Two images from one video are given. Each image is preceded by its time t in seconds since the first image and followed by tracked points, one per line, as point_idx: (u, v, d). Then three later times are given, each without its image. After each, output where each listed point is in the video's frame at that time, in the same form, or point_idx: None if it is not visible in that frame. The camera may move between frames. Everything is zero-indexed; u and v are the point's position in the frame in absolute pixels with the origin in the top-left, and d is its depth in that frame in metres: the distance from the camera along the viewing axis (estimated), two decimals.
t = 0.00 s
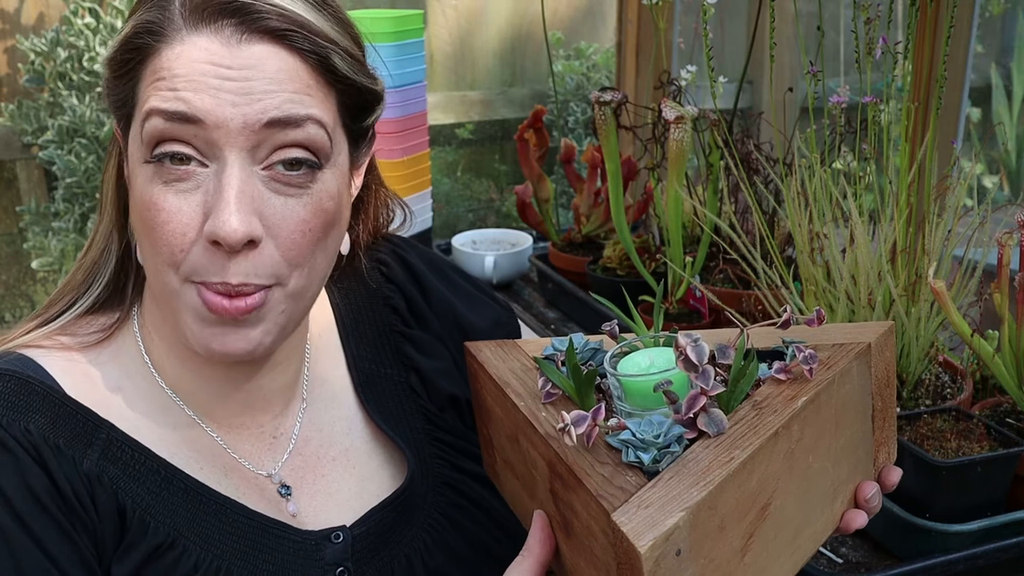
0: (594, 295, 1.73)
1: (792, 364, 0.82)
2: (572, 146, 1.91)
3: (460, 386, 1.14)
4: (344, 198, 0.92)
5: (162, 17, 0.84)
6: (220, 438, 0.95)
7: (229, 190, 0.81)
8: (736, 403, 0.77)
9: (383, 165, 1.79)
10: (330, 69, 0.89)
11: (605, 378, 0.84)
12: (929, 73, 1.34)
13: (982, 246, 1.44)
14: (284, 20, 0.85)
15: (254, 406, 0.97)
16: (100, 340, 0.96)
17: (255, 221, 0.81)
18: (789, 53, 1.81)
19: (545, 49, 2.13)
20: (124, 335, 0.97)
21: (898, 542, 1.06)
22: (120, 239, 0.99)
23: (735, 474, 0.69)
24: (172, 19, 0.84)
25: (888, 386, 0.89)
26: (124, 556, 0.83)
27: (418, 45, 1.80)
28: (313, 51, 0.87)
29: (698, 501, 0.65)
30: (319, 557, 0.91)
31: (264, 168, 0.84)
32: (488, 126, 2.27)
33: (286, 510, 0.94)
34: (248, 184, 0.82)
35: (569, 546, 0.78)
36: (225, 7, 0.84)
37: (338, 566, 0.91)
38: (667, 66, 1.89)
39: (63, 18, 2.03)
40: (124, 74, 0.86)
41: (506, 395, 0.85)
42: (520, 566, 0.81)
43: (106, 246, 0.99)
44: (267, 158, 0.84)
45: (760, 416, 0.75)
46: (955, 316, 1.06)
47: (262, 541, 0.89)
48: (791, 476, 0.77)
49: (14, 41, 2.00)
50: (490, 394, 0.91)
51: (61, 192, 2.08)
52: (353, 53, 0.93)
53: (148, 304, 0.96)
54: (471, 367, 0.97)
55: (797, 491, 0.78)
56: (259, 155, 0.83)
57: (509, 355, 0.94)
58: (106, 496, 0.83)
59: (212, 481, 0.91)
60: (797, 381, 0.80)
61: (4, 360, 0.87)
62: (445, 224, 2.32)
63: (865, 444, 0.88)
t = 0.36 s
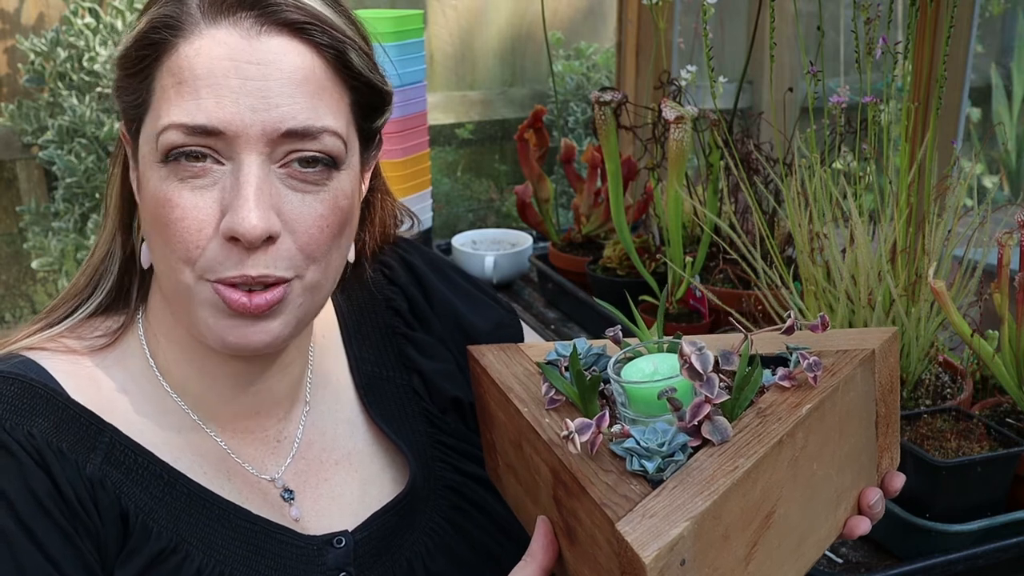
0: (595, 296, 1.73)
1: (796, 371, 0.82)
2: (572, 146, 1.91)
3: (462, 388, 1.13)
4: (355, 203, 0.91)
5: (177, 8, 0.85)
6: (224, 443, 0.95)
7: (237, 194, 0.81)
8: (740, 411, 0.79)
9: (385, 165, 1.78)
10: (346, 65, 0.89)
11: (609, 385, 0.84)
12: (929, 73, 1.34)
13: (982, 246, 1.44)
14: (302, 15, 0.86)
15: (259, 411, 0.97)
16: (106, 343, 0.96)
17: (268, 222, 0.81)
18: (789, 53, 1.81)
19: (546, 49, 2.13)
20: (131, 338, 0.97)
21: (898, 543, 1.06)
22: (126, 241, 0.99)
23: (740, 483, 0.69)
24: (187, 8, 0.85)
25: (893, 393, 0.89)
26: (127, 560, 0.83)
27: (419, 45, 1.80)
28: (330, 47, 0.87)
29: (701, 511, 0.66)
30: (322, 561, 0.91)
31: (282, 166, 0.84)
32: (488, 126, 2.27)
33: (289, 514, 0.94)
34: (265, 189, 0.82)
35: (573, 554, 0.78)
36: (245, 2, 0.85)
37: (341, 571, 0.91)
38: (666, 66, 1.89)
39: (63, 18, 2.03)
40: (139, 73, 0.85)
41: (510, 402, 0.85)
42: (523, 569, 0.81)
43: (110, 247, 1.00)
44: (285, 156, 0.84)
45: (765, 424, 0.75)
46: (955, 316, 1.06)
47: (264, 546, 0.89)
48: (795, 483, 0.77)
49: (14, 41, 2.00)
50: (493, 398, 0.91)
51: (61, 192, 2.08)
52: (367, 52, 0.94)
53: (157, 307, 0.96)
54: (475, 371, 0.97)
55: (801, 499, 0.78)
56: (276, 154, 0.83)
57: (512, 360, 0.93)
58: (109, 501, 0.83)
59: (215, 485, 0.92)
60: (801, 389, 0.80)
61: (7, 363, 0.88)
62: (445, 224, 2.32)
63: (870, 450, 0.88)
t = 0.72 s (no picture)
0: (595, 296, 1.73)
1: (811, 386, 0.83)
2: (572, 146, 1.91)
3: (461, 387, 1.14)
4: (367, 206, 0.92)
5: (219, 35, 0.81)
6: (218, 442, 0.96)
7: (314, 210, 0.82)
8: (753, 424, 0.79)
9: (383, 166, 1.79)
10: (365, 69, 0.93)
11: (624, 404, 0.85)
12: (929, 74, 1.34)
13: (982, 246, 1.44)
14: (343, 32, 0.88)
15: (253, 408, 0.98)
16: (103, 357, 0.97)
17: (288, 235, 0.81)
18: (789, 54, 1.81)
19: (546, 49, 2.13)
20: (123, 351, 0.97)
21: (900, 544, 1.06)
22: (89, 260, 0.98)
23: (746, 492, 0.71)
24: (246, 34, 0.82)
25: (920, 409, 0.88)
26: (119, 560, 0.85)
27: (419, 45, 1.80)
28: (360, 56, 0.90)
29: (700, 520, 0.68)
30: (318, 560, 0.91)
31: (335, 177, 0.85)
32: (488, 126, 2.27)
33: (285, 513, 0.94)
34: (324, 204, 0.83)
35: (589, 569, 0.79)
36: (295, 27, 0.84)
37: (336, 569, 0.92)
38: (667, 66, 1.89)
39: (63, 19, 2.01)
40: (177, 103, 0.81)
41: (530, 421, 0.89)
42: None
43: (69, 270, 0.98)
44: (343, 167, 0.85)
45: (776, 435, 0.76)
46: (955, 316, 1.06)
47: (258, 544, 0.89)
48: (811, 496, 0.77)
49: (14, 41, 1.99)
50: (519, 422, 0.94)
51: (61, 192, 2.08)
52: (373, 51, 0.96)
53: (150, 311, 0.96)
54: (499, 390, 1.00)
55: (817, 513, 0.79)
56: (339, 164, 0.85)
57: (538, 383, 0.96)
58: (99, 501, 0.84)
59: (209, 485, 0.92)
60: (817, 404, 0.80)
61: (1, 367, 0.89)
62: (445, 224, 2.33)
63: (896, 465, 0.88)
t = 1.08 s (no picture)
0: (595, 296, 1.73)
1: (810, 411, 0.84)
2: (572, 146, 1.91)
3: (464, 393, 1.13)
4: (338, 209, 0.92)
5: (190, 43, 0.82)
6: (208, 455, 0.96)
7: (233, 219, 0.82)
8: (756, 458, 0.80)
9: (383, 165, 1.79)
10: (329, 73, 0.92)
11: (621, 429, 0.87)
12: (929, 73, 1.34)
13: (982, 246, 1.44)
14: (290, 31, 0.87)
15: (244, 417, 0.99)
16: (91, 361, 0.97)
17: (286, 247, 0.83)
18: (789, 54, 1.81)
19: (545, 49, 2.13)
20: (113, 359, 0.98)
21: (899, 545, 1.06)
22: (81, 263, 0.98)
23: (756, 540, 0.71)
24: (212, 39, 0.83)
25: (914, 418, 0.90)
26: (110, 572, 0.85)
27: (418, 46, 1.80)
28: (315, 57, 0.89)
29: None
30: (313, 570, 0.91)
31: (281, 185, 0.84)
32: (488, 126, 2.27)
33: (280, 523, 0.94)
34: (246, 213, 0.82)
35: None
36: (233, 20, 0.84)
37: None
38: (666, 66, 1.89)
39: (63, 19, 1.99)
40: (121, 91, 0.82)
41: (528, 449, 0.89)
42: None
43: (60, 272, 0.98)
44: (286, 178, 0.84)
45: (781, 471, 0.77)
46: (955, 316, 1.06)
47: (251, 556, 0.89)
48: (815, 528, 0.78)
49: (13, 41, 1.96)
50: (514, 446, 0.94)
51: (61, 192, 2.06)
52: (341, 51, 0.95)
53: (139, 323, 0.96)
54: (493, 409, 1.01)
55: (822, 539, 0.79)
56: (277, 178, 0.84)
57: (528, 401, 0.97)
58: (89, 514, 0.84)
59: (202, 495, 0.92)
60: (817, 430, 0.82)
61: None
62: (445, 224, 2.33)
63: (893, 476, 0.89)
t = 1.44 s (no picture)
0: (595, 296, 1.73)
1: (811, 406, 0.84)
2: (572, 146, 1.91)
3: (464, 393, 1.13)
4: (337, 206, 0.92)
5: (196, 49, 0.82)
6: (207, 453, 0.96)
7: (242, 224, 0.82)
8: (756, 451, 0.80)
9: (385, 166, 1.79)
10: (333, 82, 0.91)
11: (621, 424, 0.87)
12: (929, 73, 1.34)
13: (981, 246, 1.44)
14: (297, 39, 0.87)
15: (243, 415, 0.99)
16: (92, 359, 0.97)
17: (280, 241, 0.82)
18: (789, 54, 1.81)
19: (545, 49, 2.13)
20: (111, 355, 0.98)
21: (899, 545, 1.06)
22: (79, 257, 0.98)
23: (758, 533, 0.71)
24: (222, 49, 0.83)
25: (915, 414, 0.91)
26: (110, 570, 0.85)
27: (418, 46, 1.80)
28: (319, 64, 0.89)
29: (718, 568, 0.68)
30: (313, 569, 0.91)
31: (286, 192, 0.85)
32: (488, 126, 2.27)
33: (280, 521, 0.94)
34: (255, 218, 0.82)
35: None
36: (240, 28, 0.84)
37: None
38: (666, 66, 1.89)
39: (63, 18, 1.99)
40: (119, 99, 0.82)
41: (529, 443, 0.89)
42: None
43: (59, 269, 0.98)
44: (291, 181, 0.85)
45: (782, 465, 0.77)
46: (955, 316, 1.06)
47: (251, 554, 0.89)
48: (816, 522, 0.78)
49: (14, 41, 1.96)
50: (514, 438, 0.94)
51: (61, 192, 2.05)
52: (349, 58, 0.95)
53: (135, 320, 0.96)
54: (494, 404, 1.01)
55: (821, 536, 0.79)
56: (283, 181, 0.84)
57: (529, 395, 0.97)
58: (89, 512, 0.84)
59: (201, 494, 0.92)
60: (818, 425, 0.82)
61: None
62: (445, 224, 2.33)
63: (893, 472, 0.89)
